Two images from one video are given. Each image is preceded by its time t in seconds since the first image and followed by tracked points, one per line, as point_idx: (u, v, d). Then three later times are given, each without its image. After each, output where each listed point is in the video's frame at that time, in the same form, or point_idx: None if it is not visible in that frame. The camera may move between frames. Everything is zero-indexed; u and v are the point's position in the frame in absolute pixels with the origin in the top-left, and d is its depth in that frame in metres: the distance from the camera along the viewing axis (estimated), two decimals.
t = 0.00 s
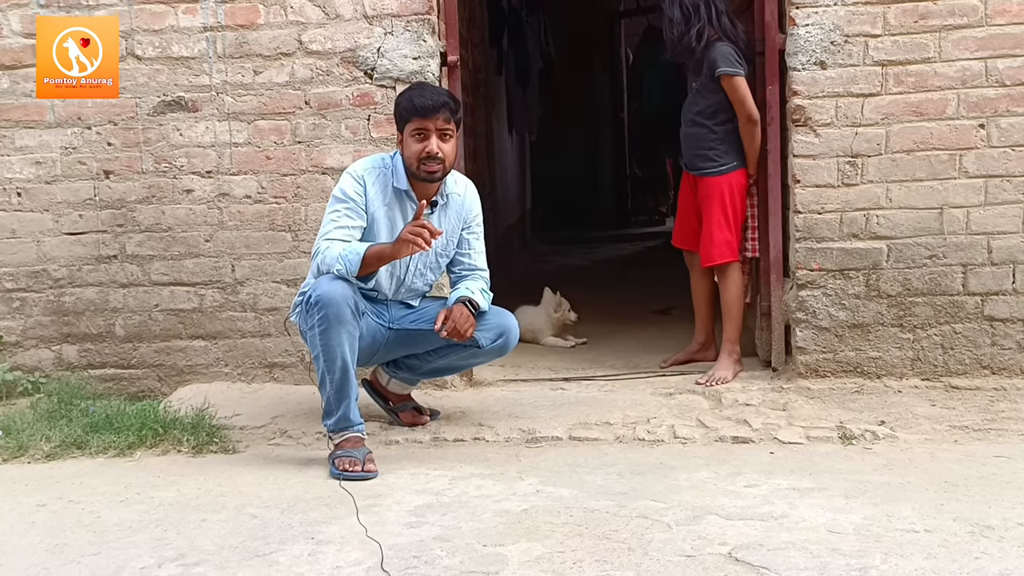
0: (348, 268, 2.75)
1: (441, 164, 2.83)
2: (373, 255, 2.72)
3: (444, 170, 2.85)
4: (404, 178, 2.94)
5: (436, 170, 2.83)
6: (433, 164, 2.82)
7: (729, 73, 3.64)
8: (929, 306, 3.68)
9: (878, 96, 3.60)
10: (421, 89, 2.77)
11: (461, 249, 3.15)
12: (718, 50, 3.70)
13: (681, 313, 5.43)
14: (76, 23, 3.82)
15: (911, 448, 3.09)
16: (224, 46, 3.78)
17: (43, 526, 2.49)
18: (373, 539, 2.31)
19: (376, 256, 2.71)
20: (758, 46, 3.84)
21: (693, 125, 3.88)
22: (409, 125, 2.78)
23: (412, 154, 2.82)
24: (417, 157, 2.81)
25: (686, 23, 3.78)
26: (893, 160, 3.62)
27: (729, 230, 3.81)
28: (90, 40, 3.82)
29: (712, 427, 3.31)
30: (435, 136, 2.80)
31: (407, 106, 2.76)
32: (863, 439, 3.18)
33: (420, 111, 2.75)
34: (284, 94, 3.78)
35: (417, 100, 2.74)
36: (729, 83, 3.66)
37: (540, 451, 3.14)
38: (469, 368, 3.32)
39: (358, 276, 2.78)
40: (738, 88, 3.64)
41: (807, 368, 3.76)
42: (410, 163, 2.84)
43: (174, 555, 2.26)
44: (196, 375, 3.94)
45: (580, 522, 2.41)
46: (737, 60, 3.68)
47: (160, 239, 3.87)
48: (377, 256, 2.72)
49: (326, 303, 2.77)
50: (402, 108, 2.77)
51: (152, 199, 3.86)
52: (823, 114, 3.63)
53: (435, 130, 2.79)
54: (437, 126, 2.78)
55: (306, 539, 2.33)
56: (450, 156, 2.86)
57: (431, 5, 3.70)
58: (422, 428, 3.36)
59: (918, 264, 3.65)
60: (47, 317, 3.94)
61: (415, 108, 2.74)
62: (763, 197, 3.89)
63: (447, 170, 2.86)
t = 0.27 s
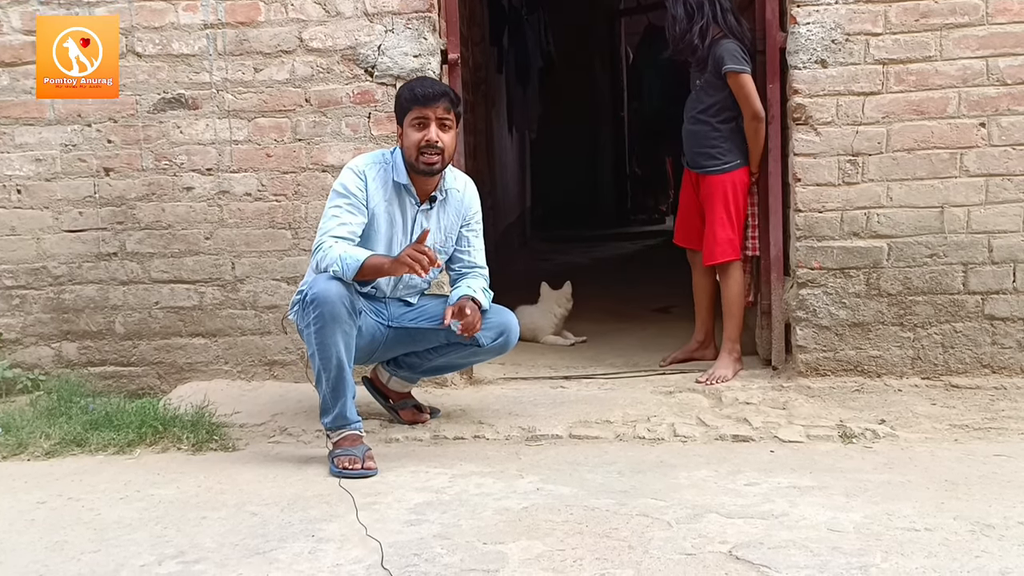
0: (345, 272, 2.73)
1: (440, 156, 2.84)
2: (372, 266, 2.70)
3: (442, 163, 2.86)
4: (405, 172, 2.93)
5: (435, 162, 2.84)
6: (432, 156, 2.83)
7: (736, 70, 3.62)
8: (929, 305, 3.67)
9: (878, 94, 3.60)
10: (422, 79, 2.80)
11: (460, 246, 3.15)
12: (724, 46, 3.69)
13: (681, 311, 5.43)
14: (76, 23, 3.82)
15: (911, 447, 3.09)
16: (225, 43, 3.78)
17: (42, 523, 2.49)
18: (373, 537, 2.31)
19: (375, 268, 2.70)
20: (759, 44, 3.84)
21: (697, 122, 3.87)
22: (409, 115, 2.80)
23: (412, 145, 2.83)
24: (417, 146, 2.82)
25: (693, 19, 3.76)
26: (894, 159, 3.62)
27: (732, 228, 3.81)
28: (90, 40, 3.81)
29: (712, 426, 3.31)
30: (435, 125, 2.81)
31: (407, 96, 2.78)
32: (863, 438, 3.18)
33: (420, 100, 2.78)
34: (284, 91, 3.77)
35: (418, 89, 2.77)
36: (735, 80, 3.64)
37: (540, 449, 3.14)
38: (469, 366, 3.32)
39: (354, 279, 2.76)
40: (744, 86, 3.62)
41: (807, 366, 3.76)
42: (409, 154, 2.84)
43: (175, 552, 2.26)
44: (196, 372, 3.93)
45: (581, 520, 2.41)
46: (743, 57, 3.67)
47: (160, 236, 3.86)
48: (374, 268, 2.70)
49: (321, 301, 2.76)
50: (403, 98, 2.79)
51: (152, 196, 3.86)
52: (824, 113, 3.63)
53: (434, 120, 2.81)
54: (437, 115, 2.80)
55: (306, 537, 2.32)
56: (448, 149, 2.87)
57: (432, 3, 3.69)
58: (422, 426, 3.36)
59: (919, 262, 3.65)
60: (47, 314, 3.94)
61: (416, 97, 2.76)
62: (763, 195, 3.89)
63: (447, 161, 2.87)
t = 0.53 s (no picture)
0: (347, 272, 2.72)
1: (442, 147, 2.83)
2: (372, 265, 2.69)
3: (444, 154, 2.84)
4: (406, 168, 2.94)
5: (436, 153, 2.82)
6: (434, 146, 2.82)
7: (740, 69, 3.63)
8: (929, 305, 3.67)
9: (879, 94, 3.60)
10: (426, 73, 2.82)
11: (461, 244, 3.15)
12: (729, 46, 3.69)
13: (680, 311, 5.43)
14: (76, 23, 3.82)
15: (911, 446, 3.09)
16: (225, 42, 3.78)
17: (42, 522, 2.48)
18: (373, 536, 2.31)
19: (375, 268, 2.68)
20: (760, 44, 3.84)
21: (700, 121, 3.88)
22: (412, 107, 2.80)
23: (414, 136, 2.82)
24: (419, 137, 2.81)
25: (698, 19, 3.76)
26: (894, 159, 3.62)
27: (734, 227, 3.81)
28: (90, 40, 3.81)
29: (712, 425, 3.31)
30: (438, 117, 2.82)
31: (412, 88, 2.80)
32: (862, 437, 3.19)
33: (424, 91, 2.78)
34: (284, 90, 3.77)
35: (422, 81, 2.78)
36: (739, 78, 3.64)
37: (540, 449, 3.14)
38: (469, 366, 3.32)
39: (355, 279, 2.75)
40: (748, 85, 3.62)
41: (807, 366, 3.76)
42: (411, 146, 2.83)
43: (174, 550, 2.26)
44: (195, 371, 3.93)
45: (581, 519, 2.41)
46: (747, 57, 3.67)
47: (160, 235, 3.86)
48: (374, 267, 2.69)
49: (322, 301, 2.76)
50: (407, 89, 2.80)
51: (152, 194, 3.86)
52: (824, 113, 3.63)
53: (437, 111, 2.81)
54: (440, 107, 2.81)
55: (305, 535, 2.32)
56: (451, 141, 2.86)
57: (433, 2, 3.69)
58: (422, 425, 3.36)
59: (918, 262, 3.65)
60: (47, 312, 3.93)
61: (420, 88, 2.78)
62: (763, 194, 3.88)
63: (449, 154, 2.86)
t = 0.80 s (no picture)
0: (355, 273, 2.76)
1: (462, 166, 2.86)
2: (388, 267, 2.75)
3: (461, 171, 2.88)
4: (410, 172, 2.93)
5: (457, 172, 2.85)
6: (456, 166, 2.84)
7: (746, 69, 3.62)
8: (930, 305, 3.67)
9: (880, 94, 3.60)
10: (454, 90, 2.75)
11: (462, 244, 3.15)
12: (734, 45, 3.68)
13: (680, 311, 5.43)
14: (76, 23, 3.82)
15: (911, 447, 3.09)
16: (225, 41, 3.77)
17: (42, 521, 2.48)
18: (373, 535, 2.31)
19: (390, 270, 2.74)
20: (761, 44, 3.85)
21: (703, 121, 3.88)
22: (440, 126, 2.75)
23: (439, 156, 2.80)
24: (444, 158, 2.80)
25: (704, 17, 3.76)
26: (895, 159, 3.62)
27: (735, 227, 3.81)
28: (90, 40, 3.81)
29: (712, 425, 3.31)
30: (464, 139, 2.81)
31: (441, 106, 2.73)
32: (863, 437, 3.19)
33: (455, 114, 2.74)
34: (284, 89, 3.77)
35: (454, 102, 2.73)
36: (743, 78, 3.64)
37: (540, 449, 3.14)
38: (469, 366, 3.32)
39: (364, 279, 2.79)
40: (754, 84, 3.62)
41: (807, 366, 3.76)
42: (433, 163, 2.82)
43: (175, 549, 2.26)
44: (195, 370, 3.93)
45: (581, 519, 2.41)
46: (753, 56, 3.66)
47: (160, 234, 3.86)
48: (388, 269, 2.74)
49: (322, 300, 2.76)
50: (439, 109, 2.74)
51: (152, 193, 3.85)
52: (825, 113, 3.63)
53: (464, 134, 2.79)
54: (468, 131, 2.79)
55: (306, 535, 2.32)
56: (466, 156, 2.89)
57: (434, 2, 3.69)
58: (422, 425, 3.36)
59: (919, 263, 3.65)
60: (47, 311, 3.93)
61: (452, 111, 2.73)
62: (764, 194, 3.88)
63: (463, 170, 2.90)
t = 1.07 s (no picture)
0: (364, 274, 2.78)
1: (459, 165, 2.85)
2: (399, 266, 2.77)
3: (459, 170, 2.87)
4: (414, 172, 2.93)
5: (454, 170, 2.85)
6: (452, 164, 2.83)
7: (748, 69, 3.62)
8: (930, 306, 3.67)
9: (880, 94, 3.60)
10: (451, 87, 2.75)
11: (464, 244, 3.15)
12: (738, 45, 3.68)
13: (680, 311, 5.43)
14: (76, 22, 3.81)
15: (911, 447, 3.09)
16: (226, 41, 3.77)
17: (42, 520, 2.48)
18: (373, 535, 2.31)
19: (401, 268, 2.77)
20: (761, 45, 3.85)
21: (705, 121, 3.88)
22: (435, 122, 2.77)
23: (435, 153, 2.81)
24: (439, 156, 2.81)
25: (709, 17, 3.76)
26: (895, 159, 3.62)
27: (736, 227, 3.81)
28: (91, 40, 3.81)
29: (712, 425, 3.31)
30: (459, 136, 2.81)
31: (436, 103, 2.74)
32: (863, 438, 3.18)
33: (449, 110, 2.74)
34: (285, 89, 3.77)
35: (448, 98, 2.73)
36: (746, 78, 3.64)
37: (541, 448, 3.14)
38: (469, 365, 3.32)
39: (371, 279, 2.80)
40: (756, 85, 3.62)
41: (807, 367, 3.76)
42: (428, 159, 2.83)
43: (175, 549, 2.26)
44: (195, 370, 3.93)
45: (581, 519, 2.41)
46: (756, 56, 3.66)
47: (160, 234, 3.86)
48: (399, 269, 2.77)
49: (330, 300, 2.76)
50: (433, 104, 2.74)
51: (152, 193, 3.85)
52: (825, 113, 3.63)
53: (459, 131, 2.79)
54: (464, 128, 2.79)
55: (306, 534, 2.32)
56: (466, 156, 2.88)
57: (434, 1, 3.69)
58: (422, 425, 3.36)
59: (919, 263, 3.65)
60: (47, 310, 3.93)
61: (446, 107, 2.73)
62: (764, 195, 3.89)
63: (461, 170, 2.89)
